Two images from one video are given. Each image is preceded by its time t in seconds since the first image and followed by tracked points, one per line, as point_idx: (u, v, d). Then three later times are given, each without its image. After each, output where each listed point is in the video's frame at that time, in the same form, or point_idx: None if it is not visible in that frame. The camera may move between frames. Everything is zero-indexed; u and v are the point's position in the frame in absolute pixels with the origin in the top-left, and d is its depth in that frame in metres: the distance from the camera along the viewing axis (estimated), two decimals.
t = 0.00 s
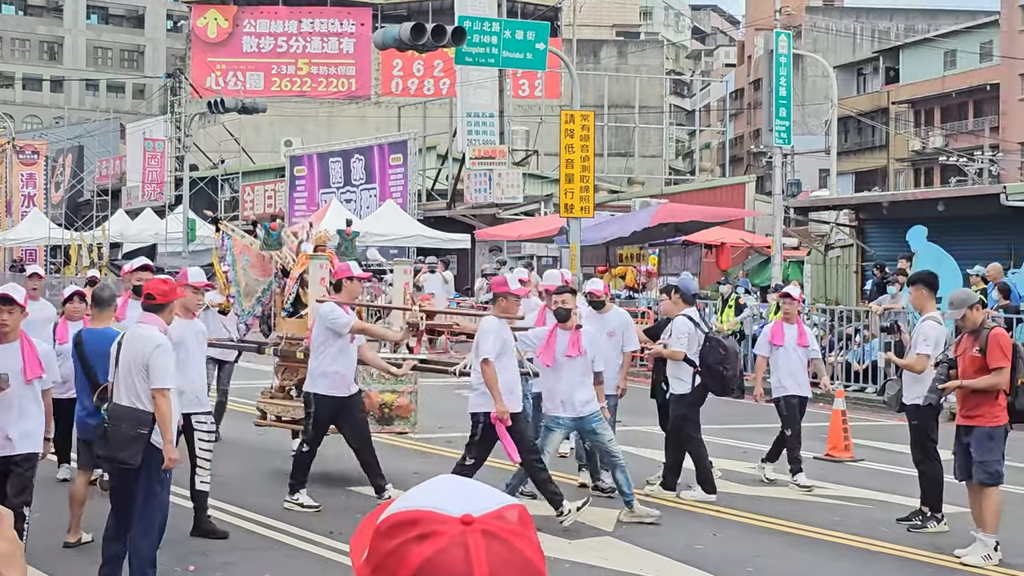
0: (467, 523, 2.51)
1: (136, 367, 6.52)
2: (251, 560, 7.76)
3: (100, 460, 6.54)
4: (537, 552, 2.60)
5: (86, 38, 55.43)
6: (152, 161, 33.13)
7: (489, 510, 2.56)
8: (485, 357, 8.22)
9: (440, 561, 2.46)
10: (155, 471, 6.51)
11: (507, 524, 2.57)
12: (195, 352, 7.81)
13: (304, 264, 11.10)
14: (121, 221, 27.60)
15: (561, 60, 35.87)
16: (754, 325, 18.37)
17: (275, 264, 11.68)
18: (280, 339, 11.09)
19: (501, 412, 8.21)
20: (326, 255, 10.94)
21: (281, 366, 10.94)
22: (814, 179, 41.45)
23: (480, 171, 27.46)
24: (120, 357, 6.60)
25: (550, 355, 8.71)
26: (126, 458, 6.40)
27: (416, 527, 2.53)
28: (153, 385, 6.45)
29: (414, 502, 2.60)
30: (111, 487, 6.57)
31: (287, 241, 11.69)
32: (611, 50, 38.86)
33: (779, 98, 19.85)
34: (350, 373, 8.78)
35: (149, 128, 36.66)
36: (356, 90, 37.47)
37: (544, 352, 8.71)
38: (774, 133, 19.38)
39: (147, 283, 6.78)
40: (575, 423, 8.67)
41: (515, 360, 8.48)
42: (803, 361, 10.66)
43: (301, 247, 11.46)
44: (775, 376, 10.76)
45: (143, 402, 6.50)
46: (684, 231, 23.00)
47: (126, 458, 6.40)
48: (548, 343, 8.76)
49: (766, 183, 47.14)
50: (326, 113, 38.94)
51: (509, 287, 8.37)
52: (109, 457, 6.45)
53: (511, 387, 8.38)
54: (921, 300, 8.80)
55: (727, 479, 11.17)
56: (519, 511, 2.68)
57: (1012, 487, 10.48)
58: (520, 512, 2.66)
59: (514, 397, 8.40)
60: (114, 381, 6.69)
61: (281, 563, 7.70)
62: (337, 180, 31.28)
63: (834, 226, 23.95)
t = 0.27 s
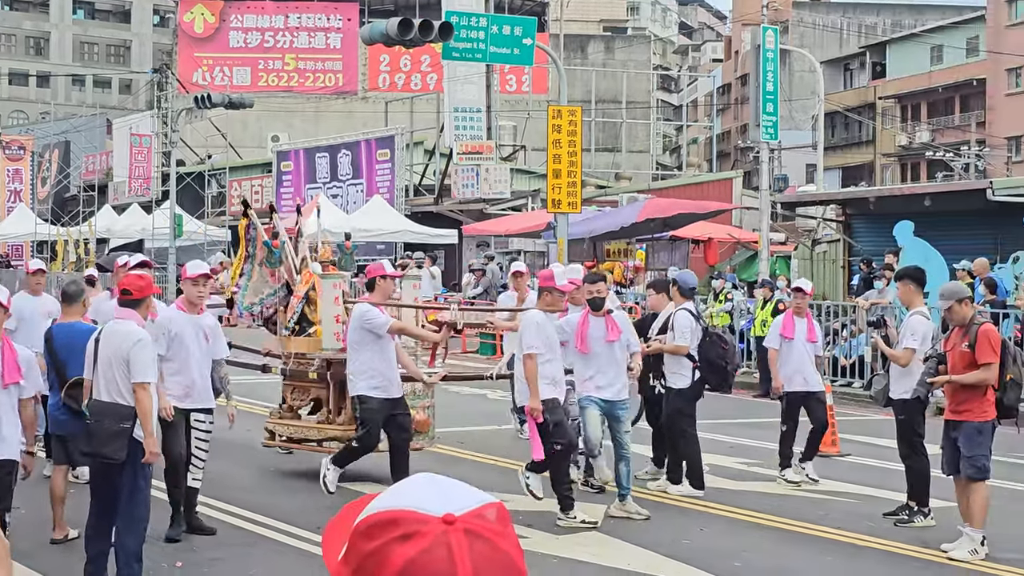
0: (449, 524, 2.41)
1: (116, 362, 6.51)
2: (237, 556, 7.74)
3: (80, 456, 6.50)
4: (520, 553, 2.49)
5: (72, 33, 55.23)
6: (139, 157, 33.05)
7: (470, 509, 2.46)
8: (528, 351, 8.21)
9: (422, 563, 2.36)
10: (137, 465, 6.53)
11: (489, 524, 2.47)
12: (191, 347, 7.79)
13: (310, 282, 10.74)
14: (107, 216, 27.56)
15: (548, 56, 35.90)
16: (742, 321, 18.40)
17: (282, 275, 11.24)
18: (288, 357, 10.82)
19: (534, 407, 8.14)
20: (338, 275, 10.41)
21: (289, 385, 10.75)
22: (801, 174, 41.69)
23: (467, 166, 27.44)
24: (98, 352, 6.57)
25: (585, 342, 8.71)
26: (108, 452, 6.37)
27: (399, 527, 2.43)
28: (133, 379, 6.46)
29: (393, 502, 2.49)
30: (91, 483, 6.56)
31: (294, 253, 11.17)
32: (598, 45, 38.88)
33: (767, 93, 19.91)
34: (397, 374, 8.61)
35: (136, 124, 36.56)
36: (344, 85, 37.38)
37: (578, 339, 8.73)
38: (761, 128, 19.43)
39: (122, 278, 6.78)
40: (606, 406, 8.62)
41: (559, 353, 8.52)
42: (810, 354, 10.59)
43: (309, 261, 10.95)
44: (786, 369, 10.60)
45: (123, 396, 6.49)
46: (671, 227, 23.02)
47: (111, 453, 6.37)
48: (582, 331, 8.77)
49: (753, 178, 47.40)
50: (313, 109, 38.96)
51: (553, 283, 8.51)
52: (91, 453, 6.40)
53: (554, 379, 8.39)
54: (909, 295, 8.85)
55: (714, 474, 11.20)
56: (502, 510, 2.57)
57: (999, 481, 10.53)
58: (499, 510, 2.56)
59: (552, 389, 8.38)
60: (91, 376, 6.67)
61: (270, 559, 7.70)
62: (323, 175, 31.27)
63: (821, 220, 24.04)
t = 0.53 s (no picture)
0: (424, 522, 2.42)
1: (101, 355, 6.49)
2: (230, 551, 7.74)
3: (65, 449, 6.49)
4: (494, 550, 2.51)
5: (63, 26, 55.03)
6: (130, 151, 32.95)
7: (445, 507, 2.47)
8: (539, 345, 8.26)
9: (396, 562, 2.37)
10: (122, 456, 6.55)
11: (465, 522, 2.47)
12: (186, 346, 7.63)
13: (317, 257, 10.91)
14: (99, 209, 27.51)
15: (540, 49, 35.87)
16: (733, 314, 18.42)
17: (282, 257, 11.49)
18: (297, 333, 10.70)
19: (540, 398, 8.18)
20: (343, 250, 10.78)
21: (300, 360, 10.65)
22: (793, 167, 41.75)
23: (459, 159, 27.39)
24: (82, 345, 6.55)
25: (593, 339, 8.78)
26: (94, 444, 6.35)
27: (375, 525, 2.44)
28: (119, 370, 6.45)
29: (368, 500, 2.50)
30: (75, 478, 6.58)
31: (296, 232, 11.45)
32: (590, 38, 38.82)
33: (758, 86, 19.94)
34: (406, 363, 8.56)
35: (126, 118, 36.44)
36: (336, 79, 37.26)
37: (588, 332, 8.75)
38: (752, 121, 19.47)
39: (104, 273, 6.79)
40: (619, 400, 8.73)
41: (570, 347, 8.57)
42: (831, 354, 10.61)
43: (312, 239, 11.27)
44: (805, 365, 10.62)
45: (108, 388, 6.48)
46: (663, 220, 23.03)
47: (95, 444, 6.36)
48: (590, 327, 8.83)
49: (744, 171, 47.54)
50: (305, 102, 38.94)
51: (565, 274, 8.49)
52: (75, 445, 6.39)
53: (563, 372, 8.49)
54: (901, 287, 8.89)
55: (707, 468, 11.22)
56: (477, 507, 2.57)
57: (990, 474, 10.57)
58: (476, 508, 2.56)
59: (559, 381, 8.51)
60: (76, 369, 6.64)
61: (262, 554, 7.69)
62: (314, 169, 31.22)
63: (813, 213, 24.08)
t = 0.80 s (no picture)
0: (412, 525, 2.42)
1: (88, 346, 6.49)
2: (227, 545, 7.77)
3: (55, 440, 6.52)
4: (487, 550, 2.50)
5: (59, 19, 54.90)
6: (127, 143, 32.91)
7: (435, 510, 2.46)
8: (529, 342, 7.99)
9: (383, 563, 2.38)
10: (109, 447, 6.56)
11: (454, 525, 2.47)
12: (184, 339, 7.59)
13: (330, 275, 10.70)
14: (95, 203, 27.48)
15: (537, 42, 35.84)
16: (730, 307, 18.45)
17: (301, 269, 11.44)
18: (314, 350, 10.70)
19: (531, 401, 7.97)
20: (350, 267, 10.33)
21: (317, 377, 10.65)
22: (790, 160, 41.75)
23: (456, 152, 27.36)
24: (70, 338, 6.56)
25: (588, 335, 8.63)
26: (80, 435, 6.39)
27: (364, 526, 2.45)
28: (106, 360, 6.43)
29: (359, 502, 2.50)
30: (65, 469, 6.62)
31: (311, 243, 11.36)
32: (587, 31, 38.78)
33: (755, 79, 19.96)
34: (396, 361, 8.41)
35: (123, 110, 36.39)
36: (332, 72, 37.11)
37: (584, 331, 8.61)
38: (749, 114, 19.50)
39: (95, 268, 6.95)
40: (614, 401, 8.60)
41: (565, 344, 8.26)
42: (859, 343, 10.63)
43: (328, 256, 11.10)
44: (828, 359, 10.67)
45: (95, 378, 6.47)
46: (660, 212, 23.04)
47: (80, 435, 6.39)
48: (585, 324, 8.67)
49: (741, 164, 47.57)
50: (302, 95, 38.94)
51: (562, 272, 8.29)
52: (62, 436, 6.42)
53: (559, 373, 8.15)
54: (900, 280, 8.92)
55: (704, 461, 11.25)
56: (470, 509, 2.56)
57: (985, 467, 10.61)
58: (468, 510, 2.55)
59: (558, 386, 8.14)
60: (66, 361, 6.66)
61: (261, 548, 7.70)
62: (311, 162, 31.20)
63: (810, 206, 24.09)
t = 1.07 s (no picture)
0: (409, 519, 2.44)
1: (86, 338, 6.55)
2: (231, 536, 7.79)
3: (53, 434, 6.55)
4: (485, 545, 2.54)
5: (62, 10, 54.86)
6: (130, 136, 32.91)
7: (433, 503, 2.48)
8: (518, 336, 7.85)
9: (379, 559, 2.41)
10: (108, 440, 6.55)
11: (451, 519, 2.49)
12: (188, 335, 7.56)
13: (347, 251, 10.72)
14: (99, 195, 27.49)
15: (540, 34, 35.78)
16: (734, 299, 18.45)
17: (320, 246, 11.25)
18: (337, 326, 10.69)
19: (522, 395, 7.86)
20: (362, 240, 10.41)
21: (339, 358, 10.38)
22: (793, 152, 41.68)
23: (459, 144, 27.32)
24: (67, 332, 6.61)
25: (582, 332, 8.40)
26: (77, 428, 6.40)
27: (361, 521, 2.47)
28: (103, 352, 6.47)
29: (354, 496, 2.52)
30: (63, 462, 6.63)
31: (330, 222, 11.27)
32: (590, 23, 38.72)
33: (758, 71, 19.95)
34: (388, 359, 8.23)
35: (126, 102, 36.39)
36: (336, 64, 37.11)
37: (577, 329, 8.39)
38: (753, 107, 19.51)
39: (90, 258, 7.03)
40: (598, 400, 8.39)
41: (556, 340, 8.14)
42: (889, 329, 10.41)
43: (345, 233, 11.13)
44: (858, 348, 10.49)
45: (93, 371, 6.53)
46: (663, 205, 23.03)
47: (78, 428, 6.40)
48: (581, 319, 8.44)
49: (745, 156, 47.61)
50: (305, 88, 38.95)
51: (559, 266, 8.04)
52: (58, 428, 6.44)
53: (545, 369, 8.03)
54: (904, 273, 8.90)
55: (707, 453, 11.25)
56: (467, 501, 2.59)
57: (988, 459, 10.63)
58: (467, 504, 2.59)
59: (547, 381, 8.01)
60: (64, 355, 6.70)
61: (264, 540, 7.72)
62: (314, 154, 31.19)
63: (814, 198, 24.06)
